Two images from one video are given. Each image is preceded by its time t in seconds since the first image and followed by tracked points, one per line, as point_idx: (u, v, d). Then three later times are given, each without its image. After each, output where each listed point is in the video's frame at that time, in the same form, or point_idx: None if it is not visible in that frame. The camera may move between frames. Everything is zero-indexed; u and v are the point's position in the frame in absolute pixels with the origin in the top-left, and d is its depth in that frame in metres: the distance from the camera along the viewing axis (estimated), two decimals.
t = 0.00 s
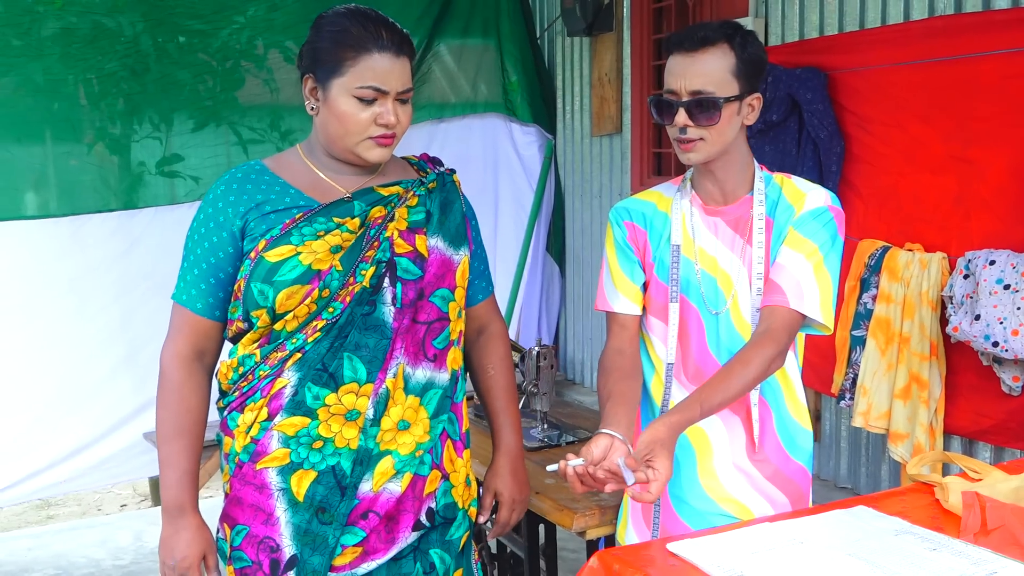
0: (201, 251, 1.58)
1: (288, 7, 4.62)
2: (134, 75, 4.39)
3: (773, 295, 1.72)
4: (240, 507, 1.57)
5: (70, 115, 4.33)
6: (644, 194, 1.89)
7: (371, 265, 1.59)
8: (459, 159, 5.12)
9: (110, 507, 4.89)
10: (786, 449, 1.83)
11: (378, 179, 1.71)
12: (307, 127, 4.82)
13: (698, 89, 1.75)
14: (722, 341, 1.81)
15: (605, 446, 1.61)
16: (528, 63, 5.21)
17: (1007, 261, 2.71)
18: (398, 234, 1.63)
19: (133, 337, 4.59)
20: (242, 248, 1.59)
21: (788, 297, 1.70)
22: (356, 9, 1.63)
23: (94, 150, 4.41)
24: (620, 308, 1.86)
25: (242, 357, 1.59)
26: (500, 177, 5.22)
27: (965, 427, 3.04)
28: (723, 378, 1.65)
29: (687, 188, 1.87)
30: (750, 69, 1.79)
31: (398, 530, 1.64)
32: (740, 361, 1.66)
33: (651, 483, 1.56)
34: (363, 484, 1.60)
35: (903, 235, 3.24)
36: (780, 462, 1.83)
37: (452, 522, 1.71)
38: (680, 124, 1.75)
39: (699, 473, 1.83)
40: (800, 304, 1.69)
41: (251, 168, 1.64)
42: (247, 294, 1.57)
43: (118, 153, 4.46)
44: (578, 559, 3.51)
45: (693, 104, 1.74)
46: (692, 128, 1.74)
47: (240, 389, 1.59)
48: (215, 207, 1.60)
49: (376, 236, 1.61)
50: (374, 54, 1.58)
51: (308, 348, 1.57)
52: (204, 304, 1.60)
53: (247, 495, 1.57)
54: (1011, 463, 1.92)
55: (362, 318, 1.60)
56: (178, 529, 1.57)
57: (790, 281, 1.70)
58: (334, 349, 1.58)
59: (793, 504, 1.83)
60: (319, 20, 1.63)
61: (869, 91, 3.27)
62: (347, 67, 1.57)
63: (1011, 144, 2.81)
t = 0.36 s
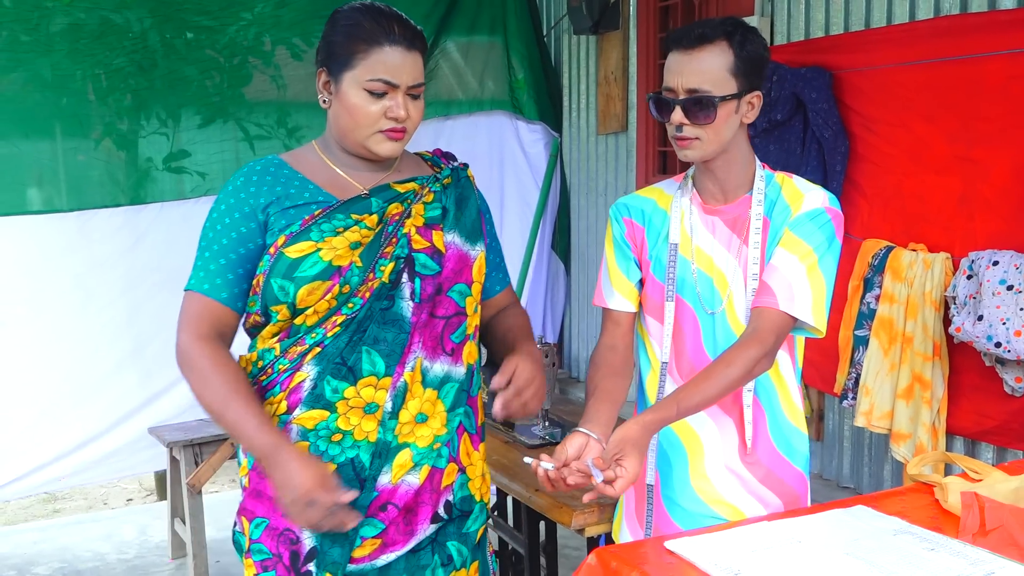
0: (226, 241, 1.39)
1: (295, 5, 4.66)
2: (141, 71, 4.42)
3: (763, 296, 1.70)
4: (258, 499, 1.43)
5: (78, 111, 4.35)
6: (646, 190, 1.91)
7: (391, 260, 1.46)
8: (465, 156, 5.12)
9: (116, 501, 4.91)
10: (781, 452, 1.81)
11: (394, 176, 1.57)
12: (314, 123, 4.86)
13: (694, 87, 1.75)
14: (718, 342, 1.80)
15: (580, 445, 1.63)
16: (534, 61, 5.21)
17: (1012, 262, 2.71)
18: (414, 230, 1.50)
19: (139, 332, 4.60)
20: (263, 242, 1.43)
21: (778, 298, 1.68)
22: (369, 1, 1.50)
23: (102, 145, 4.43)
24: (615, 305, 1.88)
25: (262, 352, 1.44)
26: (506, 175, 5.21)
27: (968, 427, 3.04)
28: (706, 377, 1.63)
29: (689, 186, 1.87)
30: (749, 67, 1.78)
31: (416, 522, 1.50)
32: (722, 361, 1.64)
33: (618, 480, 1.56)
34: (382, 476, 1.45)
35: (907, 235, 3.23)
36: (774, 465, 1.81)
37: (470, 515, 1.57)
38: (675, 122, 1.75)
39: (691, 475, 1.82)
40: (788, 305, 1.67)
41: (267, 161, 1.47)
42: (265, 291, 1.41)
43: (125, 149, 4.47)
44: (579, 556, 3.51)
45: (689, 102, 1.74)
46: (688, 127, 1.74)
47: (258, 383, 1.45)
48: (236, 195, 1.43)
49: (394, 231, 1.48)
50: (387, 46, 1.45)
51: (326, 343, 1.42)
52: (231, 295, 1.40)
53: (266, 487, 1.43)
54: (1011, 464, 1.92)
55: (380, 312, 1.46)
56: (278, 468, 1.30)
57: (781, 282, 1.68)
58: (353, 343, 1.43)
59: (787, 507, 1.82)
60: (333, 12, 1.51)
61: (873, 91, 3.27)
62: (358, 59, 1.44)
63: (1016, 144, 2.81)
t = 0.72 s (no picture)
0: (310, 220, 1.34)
1: None
2: (143, 65, 4.41)
3: (745, 292, 1.69)
4: (291, 493, 1.37)
5: (80, 104, 4.34)
6: (628, 186, 1.91)
7: (443, 262, 1.44)
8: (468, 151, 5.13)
9: (117, 495, 4.92)
10: (773, 450, 1.81)
11: (427, 172, 1.56)
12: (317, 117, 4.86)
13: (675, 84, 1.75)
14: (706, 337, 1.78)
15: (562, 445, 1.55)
16: (537, 57, 5.20)
17: (1014, 259, 2.70)
18: (460, 229, 1.47)
19: (140, 326, 4.60)
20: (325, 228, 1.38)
21: (759, 294, 1.67)
22: None
23: (103, 138, 4.42)
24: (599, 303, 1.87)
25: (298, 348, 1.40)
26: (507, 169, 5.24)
27: (969, 426, 3.03)
28: (685, 374, 1.62)
29: (672, 182, 1.86)
30: (731, 61, 1.78)
31: (458, 511, 1.51)
32: (702, 359, 1.63)
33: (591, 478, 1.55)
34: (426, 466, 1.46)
35: (910, 232, 3.22)
36: (765, 463, 1.81)
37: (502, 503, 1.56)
38: (658, 120, 1.75)
39: (681, 475, 1.82)
40: (769, 300, 1.66)
41: (310, 149, 1.42)
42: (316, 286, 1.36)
43: (127, 143, 4.47)
44: (578, 552, 3.51)
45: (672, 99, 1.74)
46: (671, 124, 1.74)
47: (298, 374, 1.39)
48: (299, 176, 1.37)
49: (441, 231, 1.45)
50: (416, 33, 1.43)
51: (375, 338, 1.39)
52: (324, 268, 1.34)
53: (303, 481, 1.37)
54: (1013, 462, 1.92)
55: (432, 312, 1.44)
56: (438, 433, 1.29)
57: (763, 277, 1.67)
58: (401, 338, 1.41)
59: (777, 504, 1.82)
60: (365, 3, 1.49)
61: (876, 87, 3.26)
62: (386, 46, 1.42)
63: (1020, 141, 2.80)
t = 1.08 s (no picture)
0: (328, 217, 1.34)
1: None
2: (139, 62, 4.38)
3: (734, 297, 1.66)
4: (295, 498, 1.36)
5: (75, 101, 4.31)
6: (617, 192, 1.89)
7: (454, 269, 1.41)
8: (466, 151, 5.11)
9: (111, 495, 4.89)
10: (768, 454, 1.79)
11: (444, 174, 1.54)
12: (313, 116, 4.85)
13: (660, 89, 1.73)
14: (697, 341, 1.76)
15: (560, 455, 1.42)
16: (534, 56, 5.18)
17: (1015, 261, 2.69)
18: (474, 234, 1.45)
19: (134, 325, 4.57)
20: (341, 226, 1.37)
21: (749, 300, 1.65)
22: None
23: (98, 136, 4.39)
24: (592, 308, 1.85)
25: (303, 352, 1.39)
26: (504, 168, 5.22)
27: (969, 427, 3.02)
28: (673, 386, 1.60)
29: (662, 186, 1.85)
30: (717, 64, 1.76)
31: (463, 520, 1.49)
32: (690, 369, 1.61)
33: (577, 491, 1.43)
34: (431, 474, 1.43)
35: (909, 233, 3.21)
36: (761, 467, 1.79)
37: (505, 510, 1.54)
38: (644, 126, 1.73)
39: (676, 479, 1.80)
40: (759, 306, 1.64)
41: (334, 147, 1.42)
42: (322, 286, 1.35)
43: (122, 141, 4.44)
44: (576, 554, 3.50)
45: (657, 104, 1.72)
46: (657, 130, 1.72)
47: (305, 376, 1.39)
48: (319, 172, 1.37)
49: (455, 236, 1.43)
50: (442, 31, 1.41)
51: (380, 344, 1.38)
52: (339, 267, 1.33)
53: (308, 486, 1.36)
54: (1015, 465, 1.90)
55: (442, 320, 1.43)
56: (459, 435, 1.30)
57: (752, 284, 1.65)
58: (407, 345, 1.40)
59: (775, 509, 1.80)
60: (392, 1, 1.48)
61: (876, 87, 3.25)
62: (409, 42, 1.41)
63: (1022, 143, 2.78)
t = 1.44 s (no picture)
0: (305, 224, 1.30)
1: None
2: (123, 66, 4.35)
3: (740, 298, 1.66)
4: (291, 518, 1.30)
5: (59, 106, 4.27)
6: (621, 187, 1.88)
7: (444, 266, 1.39)
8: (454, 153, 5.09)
9: (99, 503, 4.85)
10: (769, 455, 1.78)
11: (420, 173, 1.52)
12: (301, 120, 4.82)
13: (661, 87, 1.73)
14: (699, 339, 1.75)
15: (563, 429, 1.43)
16: (522, 58, 5.17)
17: (1007, 257, 2.69)
18: (461, 231, 1.43)
19: (122, 331, 4.54)
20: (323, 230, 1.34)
21: (755, 301, 1.64)
22: None
23: (84, 142, 4.36)
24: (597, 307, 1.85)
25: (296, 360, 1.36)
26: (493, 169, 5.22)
27: (962, 424, 3.02)
28: (679, 387, 1.60)
29: (665, 184, 1.84)
30: (719, 61, 1.75)
31: (468, 529, 1.45)
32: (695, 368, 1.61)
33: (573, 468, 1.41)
34: (436, 481, 1.40)
35: (901, 231, 3.21)
36: (760, 466, 1.78)
37: (505, 516, 1.52)
38: (646, 123, 1.72)
39: (676, 478, 1.79)
40: (765, 306, 1.63)
41: (304, 151, 1.38)
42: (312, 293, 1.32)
43: (108, 146, 4.41)
44: (571, 556, 3.48)
45: (659, 102, 1.71)
46: (658, 127, 1.72)
47: (293, 389, 1.35)
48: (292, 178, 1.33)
49: (441, 233, 1.41)
50: (406, 25, 1.40)
51: (375, 348, 1.34)
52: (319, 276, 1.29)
53: (303, 504, 1.30)
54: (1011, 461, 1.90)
55: (435, 318, 1.40)
56: (461, 434, 1.29)
57: (757, 284, 1.64)
58: (404, 346, 1.37)
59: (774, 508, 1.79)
60: None
61: (866, 85, 3.25)
62: (374, 39, 1.39)
63: (1013, 140, 2.78)
